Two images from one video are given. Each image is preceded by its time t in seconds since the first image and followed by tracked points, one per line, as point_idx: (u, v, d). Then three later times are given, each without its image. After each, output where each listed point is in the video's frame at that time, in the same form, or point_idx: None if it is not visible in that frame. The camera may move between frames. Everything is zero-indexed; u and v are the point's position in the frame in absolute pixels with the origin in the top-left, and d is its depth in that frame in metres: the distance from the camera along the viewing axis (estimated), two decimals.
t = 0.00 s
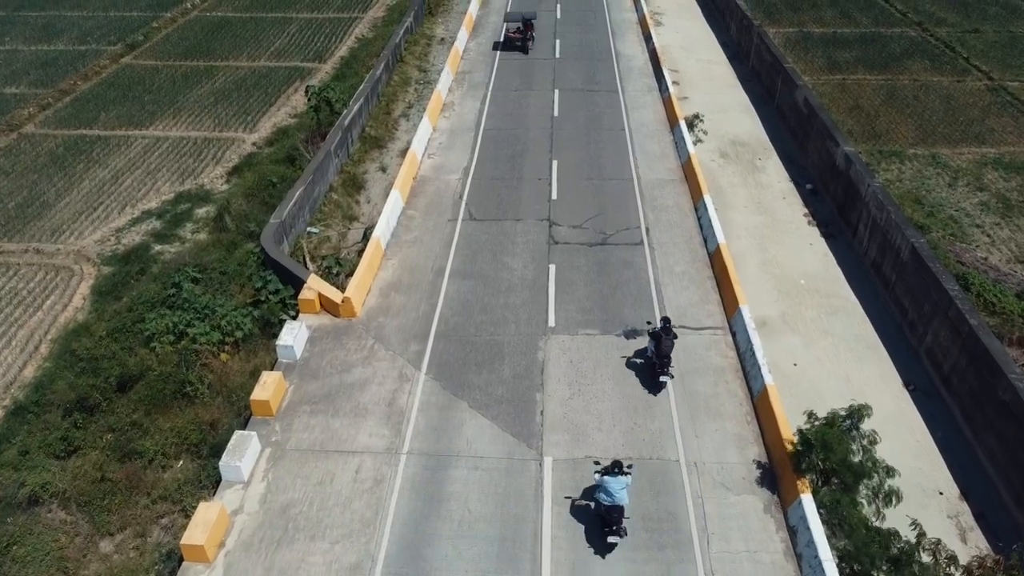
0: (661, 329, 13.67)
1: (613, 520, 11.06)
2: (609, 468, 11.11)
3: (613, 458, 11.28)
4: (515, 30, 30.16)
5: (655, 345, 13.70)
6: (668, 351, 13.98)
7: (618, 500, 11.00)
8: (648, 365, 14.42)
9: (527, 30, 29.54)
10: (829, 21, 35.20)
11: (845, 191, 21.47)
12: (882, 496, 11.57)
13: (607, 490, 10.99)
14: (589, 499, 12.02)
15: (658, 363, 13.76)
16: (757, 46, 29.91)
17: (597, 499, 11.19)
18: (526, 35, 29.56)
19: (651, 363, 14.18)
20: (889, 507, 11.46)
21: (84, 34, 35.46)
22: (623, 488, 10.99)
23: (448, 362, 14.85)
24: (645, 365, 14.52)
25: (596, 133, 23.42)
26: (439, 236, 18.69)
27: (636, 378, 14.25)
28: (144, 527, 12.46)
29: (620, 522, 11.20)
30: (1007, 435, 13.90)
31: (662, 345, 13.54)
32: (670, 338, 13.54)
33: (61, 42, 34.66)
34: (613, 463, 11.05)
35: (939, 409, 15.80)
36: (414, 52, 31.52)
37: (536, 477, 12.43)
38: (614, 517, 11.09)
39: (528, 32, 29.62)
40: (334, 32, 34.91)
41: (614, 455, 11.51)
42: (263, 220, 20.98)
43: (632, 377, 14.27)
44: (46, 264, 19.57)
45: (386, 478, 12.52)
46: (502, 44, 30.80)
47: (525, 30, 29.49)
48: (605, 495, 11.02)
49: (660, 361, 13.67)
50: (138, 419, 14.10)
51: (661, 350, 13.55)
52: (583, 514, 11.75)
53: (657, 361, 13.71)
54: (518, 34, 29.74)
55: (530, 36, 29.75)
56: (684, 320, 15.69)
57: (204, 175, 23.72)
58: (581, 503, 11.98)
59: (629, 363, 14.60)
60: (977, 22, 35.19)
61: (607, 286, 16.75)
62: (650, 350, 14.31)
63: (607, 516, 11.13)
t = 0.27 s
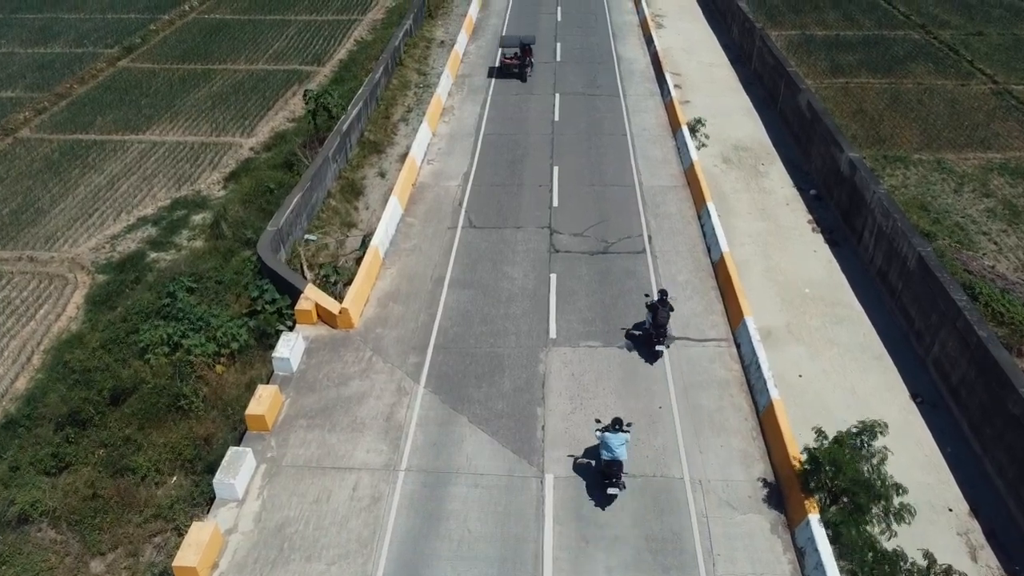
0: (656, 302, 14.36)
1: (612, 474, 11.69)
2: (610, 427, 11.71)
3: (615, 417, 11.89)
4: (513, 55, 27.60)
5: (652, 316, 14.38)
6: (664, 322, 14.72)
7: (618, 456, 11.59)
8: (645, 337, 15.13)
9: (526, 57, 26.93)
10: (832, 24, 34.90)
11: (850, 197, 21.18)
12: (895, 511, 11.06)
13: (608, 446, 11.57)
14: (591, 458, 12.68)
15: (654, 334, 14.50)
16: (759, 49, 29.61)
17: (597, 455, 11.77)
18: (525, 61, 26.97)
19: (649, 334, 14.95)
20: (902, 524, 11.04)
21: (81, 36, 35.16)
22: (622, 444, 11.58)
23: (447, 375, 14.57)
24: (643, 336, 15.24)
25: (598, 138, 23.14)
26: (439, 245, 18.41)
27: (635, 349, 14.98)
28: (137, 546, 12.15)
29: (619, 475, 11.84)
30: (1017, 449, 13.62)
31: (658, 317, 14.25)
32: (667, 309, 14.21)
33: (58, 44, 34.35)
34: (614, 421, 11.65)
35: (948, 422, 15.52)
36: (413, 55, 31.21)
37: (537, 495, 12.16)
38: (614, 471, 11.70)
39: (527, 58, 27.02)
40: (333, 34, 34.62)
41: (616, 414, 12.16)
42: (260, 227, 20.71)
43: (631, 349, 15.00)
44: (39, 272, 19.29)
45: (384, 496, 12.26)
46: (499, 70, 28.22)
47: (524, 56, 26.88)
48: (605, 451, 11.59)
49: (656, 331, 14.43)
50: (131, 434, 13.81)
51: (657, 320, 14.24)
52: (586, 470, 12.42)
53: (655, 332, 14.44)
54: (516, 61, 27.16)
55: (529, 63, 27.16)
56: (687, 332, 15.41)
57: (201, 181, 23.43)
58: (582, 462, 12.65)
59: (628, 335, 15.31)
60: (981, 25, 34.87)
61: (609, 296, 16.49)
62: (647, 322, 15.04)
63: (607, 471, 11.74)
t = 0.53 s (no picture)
0: (655, 275, 15.19)
1: (611, 432, 12.41)
2: (610, 388, 12.48)
3: (616, 379, 12.68)
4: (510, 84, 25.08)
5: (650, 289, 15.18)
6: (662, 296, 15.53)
7: (617, 415, 12.34)
8: (644, 310, 15.92)
9: (524, 86, 24.46)
10: (834, 26, 34.58)
11: (855, 203, 20.88)
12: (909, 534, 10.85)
13: (608, 405, 12.31)
14: (593, 420, 13.43)
15: (653, 307, 15.30)
16: (762, 52, 29.31)
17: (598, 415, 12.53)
18: (523, 91, 24.50)
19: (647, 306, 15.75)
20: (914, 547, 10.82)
21: (77, 38, 34.84)
22: (622, 404, 12.34)
23: (446, 387, 14.28)
24: (642, 309, 16.03)
25: (599, 143, 22.84)
26: (437, 252, 18.12)
27: (634, 320, 15.76)
28: (128, 565, 11.80)
29: (619, 435, 12.56)
30: None
31: (656, 289, 15.05)
32: (664, 283, 15.02)
33: (54, 47, 34.03)
34: (615, 383, 12.42)
35: (956, 435, 15.24)
36: (412, 58, 30.89)
37: (538, 513, 11.90)
38: (613, 430, 12.43)
39: (525, 87, 24.54)
40: (332, 36, 34.31)
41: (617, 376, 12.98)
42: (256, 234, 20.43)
43: (631, 320, 15.78)
44: (32, 280, 18.98)
45: (381, 514, 11.98)
46: (493, 101, 25.71)
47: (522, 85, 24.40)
48: (605, 410, 12.35)
49: (654, 304, 15.24)
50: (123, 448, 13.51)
51: (655, 293, 15.04)
52: (587, 431, 13.18)
53: (652, 304, 15.26)
54: (513, 91, 24.67)
55: (528, 93, 24.67)
56: (690, 343, 15.14)
57: (197, 186, 23.12)
58: (584, 424, 13.39)
59: (629, 309, 16.08)
60: (985, 27, 34.53)
61: (611, 306, 16.21)
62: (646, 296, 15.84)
63: (607, 429, 12.48)
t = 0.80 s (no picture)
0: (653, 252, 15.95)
1: (611, 398, 13.06)
2: (611, 354, 13.16)
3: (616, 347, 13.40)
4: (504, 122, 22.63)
5: (649, 265, 15.93)
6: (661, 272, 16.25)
7: (617, 381, 12.98)
8: (644, 286, 16.63)
9: (521, 124, 22.10)
10: (837, 29, 34.26)
11: (860, 210, 20.57)
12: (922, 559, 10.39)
13: (608, 371, 13.00)
14: (594, 388, 14.11)
15: (652, 282, 16.05)
16: (764, 55, 29.00)
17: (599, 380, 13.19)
18: (520, 130, 22.12)
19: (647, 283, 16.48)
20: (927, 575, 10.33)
21: (74, 41, 34.53)
22: (621, 370, 12.99)
23: (445, 401, 14.00)
24: (642, 286, 16.74)
25: (601, 149, 22.55)
26: (436, 261, 17.83)
27: (634, 296, 16.48)
28: None
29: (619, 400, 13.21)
30: None
31: (654, 265, 15.80)
32: (662, 259, 15.77)
33: (50, 50, 33.71)
34: (615, 350, 13.13)
35: (966, 451, 14.95)
36: (411, 62, 30.58)
37: (538, 533, 11.63)
38: (613, 395, 13.08)
39: (521, 126, 22.17)
40: (330, 40, 34.01)
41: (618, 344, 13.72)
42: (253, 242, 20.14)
43: (631, 296, 16.49)
44: (24, 290, 18.69)
45: (378, 535, 11.71)
46: (486, 140, 23.27)
47: (518, 125, 22.00)
48: (606, 375, 13.01)
49: (653, 279, 15.98)
50: (114, 465, 13.23)
51: (653, 269, 15.80)
52: (588, 397, 13.88)
53: (651, 279, 15.99)
54: (509, 130, 22.24)
55: (524, 132, 22.29)
56: (694, 356, 14.85)
57: (193, 193, 22.83)
58: (586, 392, 14.08)
59: (628, 285, 16.81)
60: (990, 30, 34.17)
61: (613, 317, 15.92)
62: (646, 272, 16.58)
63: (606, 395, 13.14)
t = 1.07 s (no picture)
0: (651, 233, 16.65)
1: (613, 367, 13.87)
2: (613, 328, 13.87)
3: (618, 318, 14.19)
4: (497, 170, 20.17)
5: (647, 246, 16.67)
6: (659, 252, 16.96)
7: (619, 353, 13.73)
8: (642, 265, 17.40)
9: (517, 172, 19.67)
10: (840, 36, 33.97)
11: (865, 221, 20.28)
12: None
13: (610, 344, 13.74)
14: (597, 360, 14.86)
15: (650, 262, 16.79)
16: (767, 62, 28.72)
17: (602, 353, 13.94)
18: (516, 179, 19.71)
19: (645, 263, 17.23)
20: None
21: (71, 47, 34.21)
22: (623, 342, 13.72)
23: (444, 419, 13.70)
24: (641, 266, 17.48)
25: (602, 158, 22.27)
26: (436, 274, 17.54)
27: (634, 276, 17.23)
28: None
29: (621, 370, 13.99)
30: None
31: (653, 246, 16.51)
32: (660, 240, 16.52)
33: (47, 56, 33.40)
34: (617, 322, 13.91)
35: (976, 469, 14.65)
36: (411, 69, 30.30)
37: (539, 558, 11.33)
38: (615, 365, 13.89)
39: (517, 175, 19.73)
40: (329, 47, 33.72)
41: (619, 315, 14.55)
42: (250, 253, 19.85)
43: (630, 275, 17.25)
44: (17, 303, 18.38)
45: (375, 559, 11.43)
46: (478, 190, 20.82)
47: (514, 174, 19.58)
48: (609, 348, 13.75)
49: (651, 259, 16.72)
50: (105, 486, 12.92)
51: (652, 250, 16.54)
52: (591, 367, 14.70)
53: (649, 260, 16.73)
54: (502, 179, 19.78)
55: (520, 181, 19.85)
56: (698, 373, 14.56)
57: (189, 202, 22.52)
58: (590, 363, 14.84)
59: (627, 266, 17.56)
60: (993, 37, 33.86)
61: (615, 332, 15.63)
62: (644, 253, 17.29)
63: (609, 365, 13.95)
